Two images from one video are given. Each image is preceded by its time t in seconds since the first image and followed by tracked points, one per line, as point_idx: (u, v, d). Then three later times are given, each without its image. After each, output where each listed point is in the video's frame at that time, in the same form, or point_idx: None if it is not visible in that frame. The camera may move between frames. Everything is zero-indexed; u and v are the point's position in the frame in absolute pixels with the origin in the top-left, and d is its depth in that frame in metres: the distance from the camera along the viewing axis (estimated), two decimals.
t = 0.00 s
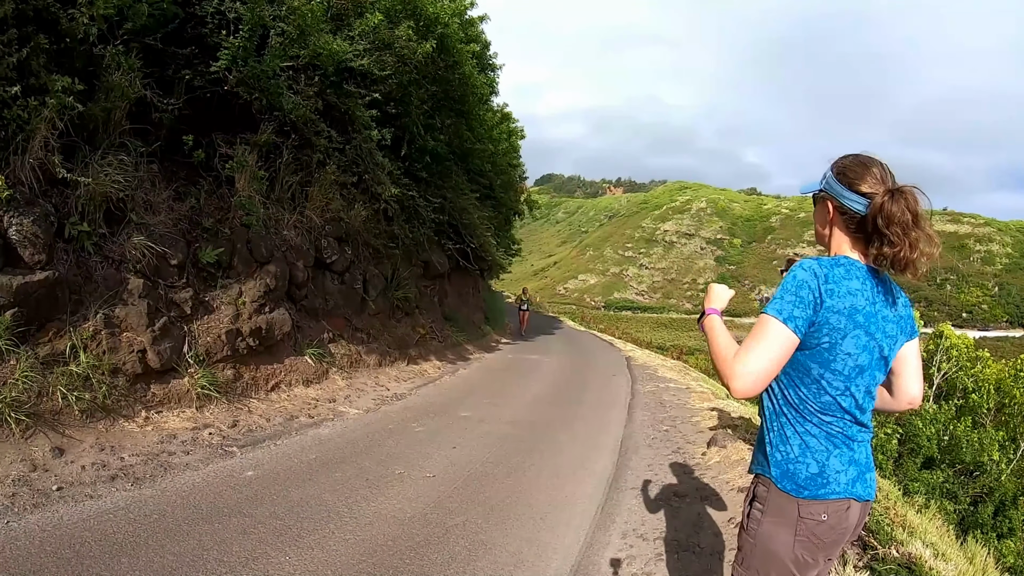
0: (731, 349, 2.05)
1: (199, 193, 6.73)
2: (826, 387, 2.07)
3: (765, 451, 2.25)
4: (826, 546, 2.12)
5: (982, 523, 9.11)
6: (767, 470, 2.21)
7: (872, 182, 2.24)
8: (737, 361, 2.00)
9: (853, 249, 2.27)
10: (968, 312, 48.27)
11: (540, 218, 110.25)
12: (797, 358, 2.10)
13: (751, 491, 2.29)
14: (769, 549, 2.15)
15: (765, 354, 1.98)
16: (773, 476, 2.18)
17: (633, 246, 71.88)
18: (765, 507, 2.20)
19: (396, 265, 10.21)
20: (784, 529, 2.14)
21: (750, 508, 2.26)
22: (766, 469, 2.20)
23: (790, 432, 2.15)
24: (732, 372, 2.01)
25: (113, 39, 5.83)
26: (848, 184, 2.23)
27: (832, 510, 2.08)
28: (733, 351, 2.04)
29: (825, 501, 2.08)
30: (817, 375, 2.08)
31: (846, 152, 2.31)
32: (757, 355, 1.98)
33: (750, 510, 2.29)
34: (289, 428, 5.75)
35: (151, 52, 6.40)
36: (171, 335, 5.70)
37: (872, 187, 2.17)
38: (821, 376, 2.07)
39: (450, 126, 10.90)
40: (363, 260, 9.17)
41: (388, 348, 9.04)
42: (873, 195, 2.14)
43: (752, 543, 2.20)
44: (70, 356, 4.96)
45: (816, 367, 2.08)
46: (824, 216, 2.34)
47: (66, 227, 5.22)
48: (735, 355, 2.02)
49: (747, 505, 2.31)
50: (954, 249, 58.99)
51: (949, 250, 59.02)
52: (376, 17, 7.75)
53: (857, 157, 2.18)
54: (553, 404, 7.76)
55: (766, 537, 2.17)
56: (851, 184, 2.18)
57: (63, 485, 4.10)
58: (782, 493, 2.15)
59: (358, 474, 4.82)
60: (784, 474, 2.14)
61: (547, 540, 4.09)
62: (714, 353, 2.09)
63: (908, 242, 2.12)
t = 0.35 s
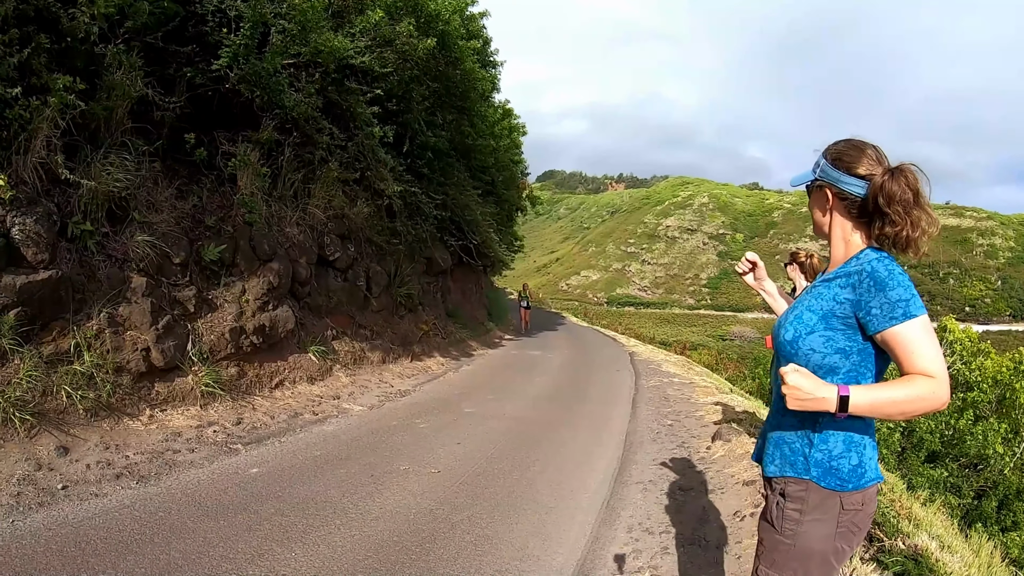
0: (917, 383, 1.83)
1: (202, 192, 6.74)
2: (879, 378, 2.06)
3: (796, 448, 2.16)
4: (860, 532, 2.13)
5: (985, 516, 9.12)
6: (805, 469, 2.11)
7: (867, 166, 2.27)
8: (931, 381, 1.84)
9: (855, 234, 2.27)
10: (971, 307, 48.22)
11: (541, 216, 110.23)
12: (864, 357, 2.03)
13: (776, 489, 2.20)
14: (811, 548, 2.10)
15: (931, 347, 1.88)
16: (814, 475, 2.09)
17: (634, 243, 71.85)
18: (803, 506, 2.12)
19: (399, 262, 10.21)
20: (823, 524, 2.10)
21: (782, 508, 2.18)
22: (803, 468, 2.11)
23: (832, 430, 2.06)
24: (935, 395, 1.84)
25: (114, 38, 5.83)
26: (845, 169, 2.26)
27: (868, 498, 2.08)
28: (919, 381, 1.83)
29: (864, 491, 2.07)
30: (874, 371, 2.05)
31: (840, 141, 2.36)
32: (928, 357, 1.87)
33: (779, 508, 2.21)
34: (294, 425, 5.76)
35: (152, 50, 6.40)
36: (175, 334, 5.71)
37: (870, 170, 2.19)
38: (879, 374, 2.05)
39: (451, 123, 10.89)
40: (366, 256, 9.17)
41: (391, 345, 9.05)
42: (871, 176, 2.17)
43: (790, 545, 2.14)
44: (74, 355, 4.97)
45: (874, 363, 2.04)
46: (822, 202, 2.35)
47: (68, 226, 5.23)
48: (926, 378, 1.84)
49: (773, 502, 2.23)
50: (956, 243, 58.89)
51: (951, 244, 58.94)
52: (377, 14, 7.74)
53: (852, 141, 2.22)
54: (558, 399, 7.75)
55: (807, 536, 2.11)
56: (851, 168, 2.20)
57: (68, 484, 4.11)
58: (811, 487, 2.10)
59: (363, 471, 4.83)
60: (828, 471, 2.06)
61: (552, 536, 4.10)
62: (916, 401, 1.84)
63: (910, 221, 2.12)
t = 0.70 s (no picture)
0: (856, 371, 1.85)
1: (204, 191, 6.74)
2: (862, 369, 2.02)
3: (786, 437, 2.21)
4: (852, 528, 2.11)
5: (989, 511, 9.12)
6: (793, 457, 2.15)
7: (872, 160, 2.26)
8: (872, 374, 1.82)
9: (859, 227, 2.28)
10: (973, 302, 48.17)
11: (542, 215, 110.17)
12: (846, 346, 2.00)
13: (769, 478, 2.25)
14: (798, 539, 2.12)
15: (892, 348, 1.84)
16: (799, 463, 2.12)
17: (635, 241, 71.79)
18: (790, 495, 2.16)
19: (401, 260, 10.21)
20: (810, 515, 2.11)
21: (772, 497, 2.22)
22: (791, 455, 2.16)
23: (818, 419, 2.09)
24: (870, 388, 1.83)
25: (115, 38, 5.83)
26: (850, 164, 2.26)
27: (860, 493, 2.06)
28: (856, 369, 1.85)
29: (852, 485, 2.05)
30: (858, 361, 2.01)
31: (845, 136, 2.36)
32: (879, 353, 1.82)
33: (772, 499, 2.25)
34: (297, 423, 5.77)
35: (153, 50, 6.40)
36: (178, 332, 5.71)
37: (875, 165, 2.18)
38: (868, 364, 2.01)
39: (453, 120, 10.87)
40: (368, 254, 9.17)
41: (394, 343, 9.05)
42: (876, 170, 2.17)
43: (778, 533, 2.17)
44: (77, 354, 4.98)
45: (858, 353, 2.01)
46: (827, 196, 2.34)
47: (71, 225, 5.24)
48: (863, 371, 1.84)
49: (768, 493, 2.27)
50: (958, 239, 58.80)
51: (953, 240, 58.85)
52: (378, 11, 7.71)
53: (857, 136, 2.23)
54: (561, 396, 7.76)
55: (793, 526, 2.13)
56: (855, 162, 2.20)
57: (73, 483, 4.12)
58: (797, 475, 2.14)
59: (367, 468, 4.83)
60: (813, 460, 2.09)
61: (556, 532, 4.10)
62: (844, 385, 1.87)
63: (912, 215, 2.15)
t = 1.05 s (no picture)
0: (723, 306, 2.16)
1: (204, 192, 6.75)
2: (816, 363, 2.11)
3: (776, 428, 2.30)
4: (826, 531, 2.09)
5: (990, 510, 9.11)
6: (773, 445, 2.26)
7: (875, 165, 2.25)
8: (723, 313, 2.14)
9: (861, 231, 2.27)
10: (974, 301, 48.09)
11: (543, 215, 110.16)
12: (800, 335, 2.14)
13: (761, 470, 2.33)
14: (771, 530, 2.17)
15: (746, 320, 2.10)
16: (775, 451, 2.22)
17: (636, 241, 71.75)
18: (769, 487, 2.23)
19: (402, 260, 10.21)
20: (784, 509, 2.16)
21: (759, 489, 2.29)
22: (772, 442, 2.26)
23: (792, 409, 2.19)
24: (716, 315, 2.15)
25: (116, 40, 5.84)
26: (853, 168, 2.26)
27: (830, 492, 2.07)
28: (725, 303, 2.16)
29: (819, 479, 2.09)
30: (812, 352, 2.11)
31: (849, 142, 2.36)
32: (741, 313, 2.10)
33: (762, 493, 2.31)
34: (299, 424, 5.77)
35: (154, 51, 6.41)
36: (180, 334, 5.71)
37: (878, 169, 2.18)
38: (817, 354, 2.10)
39: (453, 120, 10.86)
40: (369, 255, 9.18)
41: (395, 343, 9.05)
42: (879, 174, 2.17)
43: (756, 523, 2.24)
44: (79, 356, 4.99)
45: (812, 345, 2.11)
46: (831, 202, 2.33)
47: (72, 227, 5.24)
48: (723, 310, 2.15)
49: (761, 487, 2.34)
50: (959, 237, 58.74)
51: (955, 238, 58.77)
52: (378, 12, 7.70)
53: (858, 140, 2.22)
54: (561, 396, 7.77)
55: (768, 517, 2.19)
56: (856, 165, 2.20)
57: (75, 485, 4.12)
58: (776, 467, 2.21)
59: (368, 469, 4.84)
60: (785, 449, 2.18)
61: (557, 532, 4.10)
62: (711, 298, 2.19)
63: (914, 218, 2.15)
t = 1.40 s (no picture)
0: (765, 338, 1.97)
1: (205, 194, 6.75)
2: (845, 368, 2.05)
3: (785, 435, 2.23)
4: (847, 534, 2.10)
5: (991, 511, 9.10)
6: (787, 453, 2.18)
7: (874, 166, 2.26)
8: (773, 348, 1.94)
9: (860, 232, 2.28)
10: (975, 300, 48.04)
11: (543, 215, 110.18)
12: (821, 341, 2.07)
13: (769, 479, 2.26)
14: (793, 542, 2.12)
15: (804, 340, 1.93)
16: (793, 459, 2.15)
17: (637, 241, 71.75)
18: (785, 498, 2.17)
19: (403, 262, 10.20)
20: (805, 518, 2.11)
21: (770, 499, 2.23)
22: (786, 451, 2.18)
23: (811, 416, 2.12)
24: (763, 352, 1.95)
25: (116, 42, 5.84)
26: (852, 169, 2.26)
27: (853, 496, 2.07)
28: (764, 339, 1.97)
29: (845, 484, 2.06)
30: (837, 358, 2.06)
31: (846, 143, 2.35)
32: (794, 338, 1.93)
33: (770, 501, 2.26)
34: (299, 426, 5.76)
35: (154, 53, 6.40)
36: (180, 336, 5.71)
37: (879, 171, 2.19)
38: (846, 359, 2.05)
39: (454, 122, 10.87)
40: (370, 257, 9.17)
41: (396, 345, 9.04)
42: (880, 176, 2.17)
43: (773, 536, 2.18)
44: (80, 358, 4.99)
45: (837, 350, 2.06)
46: (830, 202, 2.33)
47: (73, 230, 5.25)
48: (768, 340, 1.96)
49: (767, 495, 2.28)
50: (960, 237, 58.71)
51: (956, 238, 58.73)
52: (378, 13, 7.70)
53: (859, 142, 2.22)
54: (563, 398, 7.75)
55: (787, 528, 2.13)
56: (860, 167, 2.19)
57: (76, 487, 4.12)
58: (794, 476, 2.15)
59: (369, 471, 4.84)
60: (806, 456, 2.11)
61: (559, 534, 4.10)
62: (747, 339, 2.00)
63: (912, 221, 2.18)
